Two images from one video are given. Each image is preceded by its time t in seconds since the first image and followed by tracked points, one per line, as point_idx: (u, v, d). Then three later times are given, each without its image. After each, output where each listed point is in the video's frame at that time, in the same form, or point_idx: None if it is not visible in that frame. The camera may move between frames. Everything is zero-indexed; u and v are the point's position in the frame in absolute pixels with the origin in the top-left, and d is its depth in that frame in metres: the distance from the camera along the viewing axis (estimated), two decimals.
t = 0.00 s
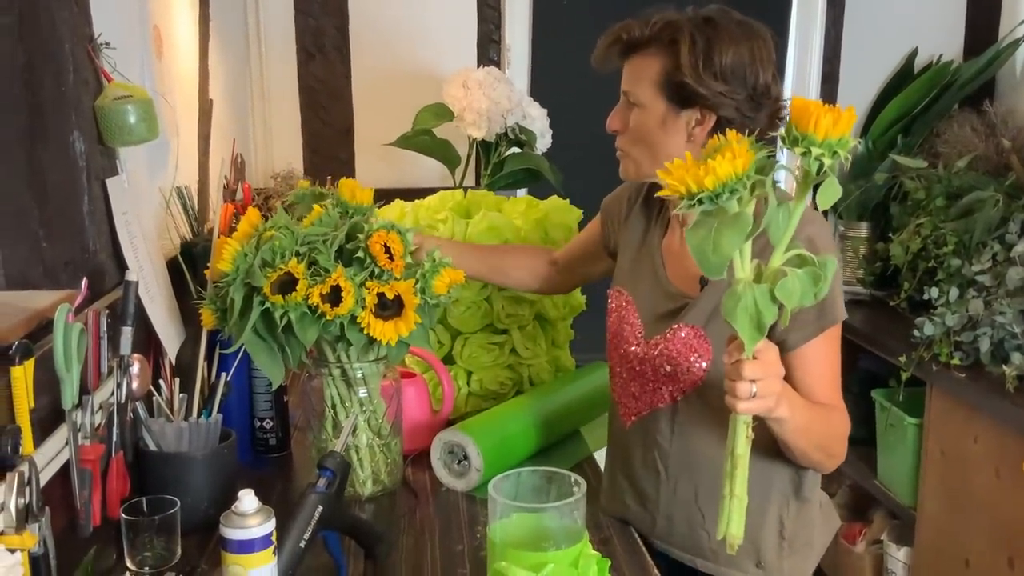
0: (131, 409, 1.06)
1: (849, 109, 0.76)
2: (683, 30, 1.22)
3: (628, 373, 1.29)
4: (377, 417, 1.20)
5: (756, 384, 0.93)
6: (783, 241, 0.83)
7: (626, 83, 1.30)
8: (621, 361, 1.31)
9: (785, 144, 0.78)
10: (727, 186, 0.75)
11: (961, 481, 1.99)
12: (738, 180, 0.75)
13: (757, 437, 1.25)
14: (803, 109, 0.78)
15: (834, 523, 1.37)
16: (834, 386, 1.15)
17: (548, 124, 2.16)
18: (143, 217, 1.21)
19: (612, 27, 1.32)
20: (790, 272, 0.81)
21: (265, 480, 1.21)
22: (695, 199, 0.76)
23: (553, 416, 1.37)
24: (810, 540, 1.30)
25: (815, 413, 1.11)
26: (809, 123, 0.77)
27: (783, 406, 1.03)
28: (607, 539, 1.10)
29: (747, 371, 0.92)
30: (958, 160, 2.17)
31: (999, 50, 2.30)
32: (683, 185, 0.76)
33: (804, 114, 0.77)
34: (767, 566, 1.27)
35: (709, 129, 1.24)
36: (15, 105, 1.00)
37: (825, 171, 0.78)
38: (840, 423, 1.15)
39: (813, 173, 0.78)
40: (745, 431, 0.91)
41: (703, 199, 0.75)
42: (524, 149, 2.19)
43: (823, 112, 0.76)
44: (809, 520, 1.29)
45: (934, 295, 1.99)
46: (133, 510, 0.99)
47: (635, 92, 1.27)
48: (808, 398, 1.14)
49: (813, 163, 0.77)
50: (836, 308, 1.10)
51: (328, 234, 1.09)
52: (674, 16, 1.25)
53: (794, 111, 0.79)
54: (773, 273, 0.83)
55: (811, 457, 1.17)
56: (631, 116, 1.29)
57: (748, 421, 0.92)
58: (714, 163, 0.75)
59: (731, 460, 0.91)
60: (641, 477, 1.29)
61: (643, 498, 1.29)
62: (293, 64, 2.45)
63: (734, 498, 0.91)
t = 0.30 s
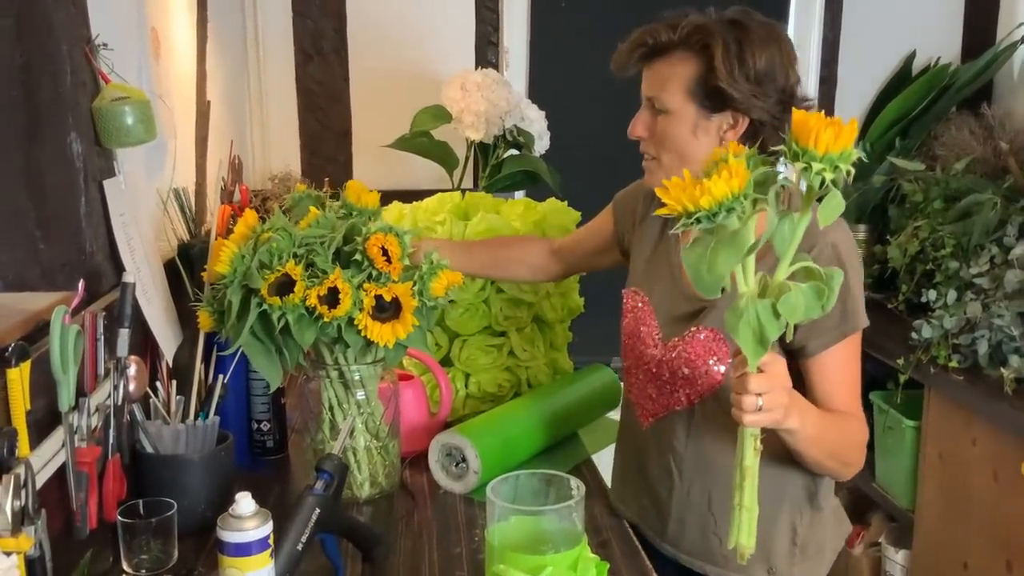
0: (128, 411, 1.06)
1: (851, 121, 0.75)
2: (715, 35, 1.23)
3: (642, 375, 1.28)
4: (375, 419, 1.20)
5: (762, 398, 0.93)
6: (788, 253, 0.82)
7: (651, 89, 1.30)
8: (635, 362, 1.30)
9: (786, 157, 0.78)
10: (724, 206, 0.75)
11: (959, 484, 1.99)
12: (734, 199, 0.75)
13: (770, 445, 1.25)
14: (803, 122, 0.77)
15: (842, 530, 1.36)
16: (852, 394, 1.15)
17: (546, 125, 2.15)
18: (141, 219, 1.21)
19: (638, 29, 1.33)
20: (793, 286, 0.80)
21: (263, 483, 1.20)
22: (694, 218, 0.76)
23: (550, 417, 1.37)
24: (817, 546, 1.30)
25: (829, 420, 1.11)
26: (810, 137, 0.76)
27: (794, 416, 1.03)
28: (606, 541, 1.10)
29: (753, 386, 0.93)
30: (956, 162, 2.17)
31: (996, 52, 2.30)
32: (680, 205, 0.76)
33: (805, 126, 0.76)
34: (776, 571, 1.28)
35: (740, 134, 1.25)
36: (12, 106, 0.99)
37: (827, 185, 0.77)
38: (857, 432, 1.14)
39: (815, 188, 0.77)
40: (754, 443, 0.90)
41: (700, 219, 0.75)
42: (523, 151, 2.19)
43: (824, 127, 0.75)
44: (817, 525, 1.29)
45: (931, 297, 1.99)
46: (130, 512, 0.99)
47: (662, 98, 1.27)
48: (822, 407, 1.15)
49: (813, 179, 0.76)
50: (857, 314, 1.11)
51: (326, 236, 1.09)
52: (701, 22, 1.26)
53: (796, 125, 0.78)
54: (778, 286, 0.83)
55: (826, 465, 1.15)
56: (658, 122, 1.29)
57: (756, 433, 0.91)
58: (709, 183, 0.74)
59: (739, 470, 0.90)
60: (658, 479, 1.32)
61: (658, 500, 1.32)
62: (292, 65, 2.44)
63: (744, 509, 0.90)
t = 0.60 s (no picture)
0: (119, 413, 1.05)
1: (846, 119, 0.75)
2: (739, 36, 1.23)
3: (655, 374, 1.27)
4: (368, 421, 1.19)
5: (759, 398, 0.92)
6: (787, 251, 0.82)
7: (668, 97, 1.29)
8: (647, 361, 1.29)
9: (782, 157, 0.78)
10: (713, 206, 0.75)
11: (955, 486, 1.99)
12: (725, 199, 0.75)
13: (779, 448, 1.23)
14: (797, 120, 0.77)
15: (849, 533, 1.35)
16: (869, 399, 1.14)
17: (539, 125, 2.14)
18: (132, 220, 1.20)
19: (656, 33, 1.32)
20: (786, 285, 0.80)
21: (255, 485, 1.20)
22: (686, 218, 0.76)
23: (545, 418, 1.37)
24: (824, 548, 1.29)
25: (839, 423, 1.10)
26: (805, 137, 0.76)
27: (796, 418, 1.03)
28: (601, 543, 1.09)
29: (749, 386, 0.92)
30: (950, 163, 2.17)
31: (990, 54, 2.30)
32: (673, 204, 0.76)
33: (798, 124, 0.76)
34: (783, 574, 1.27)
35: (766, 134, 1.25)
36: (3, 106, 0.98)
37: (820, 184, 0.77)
38: (870, 438, 1.13)
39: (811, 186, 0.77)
40: (752, 444, 0.91)
41: (692, 218, 0.76)
42: (517, 151, 2.18)
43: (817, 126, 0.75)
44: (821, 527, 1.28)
45: (926, 298, 1.99)
46: (121, 515, 0.97)
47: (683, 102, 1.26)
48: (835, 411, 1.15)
49: (807, 177, 0.76)
50: (875, 313, 1.12)
51: (318, 237, 1.08)
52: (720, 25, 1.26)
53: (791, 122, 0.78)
54: (775, 286, 0.82)
55: (837, 470, 1.14)
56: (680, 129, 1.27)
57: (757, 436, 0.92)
58: (699, 182, 0.75)
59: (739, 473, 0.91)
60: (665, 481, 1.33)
61: (669, 505, 1.33)
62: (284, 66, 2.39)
63: (743, 510, 0.92)
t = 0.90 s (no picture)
0: (107, 417, 1.04)
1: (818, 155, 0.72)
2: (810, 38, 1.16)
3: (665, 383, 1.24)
4: (358, 425, 1.19)
5: (742, 425, 0.91)
6: (772, 277, 0.78)
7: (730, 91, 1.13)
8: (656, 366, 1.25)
9: (751, 196, 0.74)
10: (681, 252, 0.72)
11: (946, 488, 1.99)
12: (693, 244, 0.72)
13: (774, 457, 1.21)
14: (765, 157, 0.74)
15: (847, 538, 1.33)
16: (873, 412, 1.11)
17: (530, 128, 2.14)
18: (120, 224, 1.19)
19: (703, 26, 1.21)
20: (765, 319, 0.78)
21: (245, 490, 1.19)
22: (655, 263, 0.73)
23: (534, 421, 1.36)
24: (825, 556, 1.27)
25: (837, 438, 1.08)
26: (777, 176, 0.73)
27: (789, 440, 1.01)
28: (591, 548, 1.09)
29: (730, 412, 0.91)
30: (939, 166, 2.17)
31: (978, 57, 2.31)
32: (641, 250, 0.73)
33: (767, 163, 0.74)
34: None
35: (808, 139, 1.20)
36: None
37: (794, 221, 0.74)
38: (873, 453, 1.10)
39: (786, 222, 0.74)
40: (743, 467, 0.88)
41: (660, 264, 0.72)
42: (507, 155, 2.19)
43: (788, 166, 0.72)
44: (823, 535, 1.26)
45: (915, 300, 2.01)
46: (108, 521, 0.96)
47: (762, 99, 1.11)
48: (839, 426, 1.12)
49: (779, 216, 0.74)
50: (886, 323, 1.09)
51: (308, 240, 1.08)
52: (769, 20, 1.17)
53: (762, 156, 0.75)
54: (756, 318, 0.79)
55: (836, 485, 1.12)
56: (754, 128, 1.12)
57: (749, 459, 0.89)
58: (666, 230, 0.71)
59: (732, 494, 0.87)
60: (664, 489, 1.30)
61: (673, 514, 1.29)
62: (274, 69, 2.37)
63: (739, 529, 0.86)
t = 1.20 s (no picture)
0: (90, 423, 1.03)
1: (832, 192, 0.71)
2: (842, 50, 1.19)
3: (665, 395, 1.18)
4: (344, 429, 1.18)
5: (746, 445, 0.89)
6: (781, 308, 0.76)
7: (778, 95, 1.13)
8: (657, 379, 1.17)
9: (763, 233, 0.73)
10: (697, 290, 0.70)
11: (933, 489, 2.00)
12: (709, 283, 0.70)
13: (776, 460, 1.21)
14: (778, 192, 0.72)
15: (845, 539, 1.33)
16: (879, 419, 1.13)
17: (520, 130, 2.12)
18: (103, 227, 1.18)
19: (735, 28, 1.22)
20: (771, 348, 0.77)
21: (231, 495, 1.18)
22: (668, 300, 0.71)
23: (522, 424, 1.36)
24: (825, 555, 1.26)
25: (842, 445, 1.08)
26: (791, 216, 0.71)
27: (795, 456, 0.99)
28: (579, 551, 1.08)
29: (736, 433, 0.88)
30: (926, 167, 2.15)
31: (964, 58, 2.32)
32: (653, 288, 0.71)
33: (778, 198, 0.72)
34: None
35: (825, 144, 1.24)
36: None
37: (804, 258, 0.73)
38: (876, 459, 1.10)
39: (798, 256, 0.73)
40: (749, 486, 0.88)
41: (675, 302, 0.71)
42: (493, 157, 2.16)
43: (804, 205, 0.70)
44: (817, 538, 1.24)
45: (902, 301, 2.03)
46: (91, 527, 0.95)
47: (802, 105, 1.14)
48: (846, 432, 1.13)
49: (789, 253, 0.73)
50: (900, 327, 1.11)
51: (293, 243, 1.07)
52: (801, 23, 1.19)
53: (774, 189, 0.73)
54: (762, 346, 0.77)
55: (840, 493, 1.10)
56: (790, 130, 1.14)
57: (751, 475, 0.89)
58: (682, 270, 0.69)
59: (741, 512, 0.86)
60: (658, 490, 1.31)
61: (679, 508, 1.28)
62: (260, 71, 2.36)
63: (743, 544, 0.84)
